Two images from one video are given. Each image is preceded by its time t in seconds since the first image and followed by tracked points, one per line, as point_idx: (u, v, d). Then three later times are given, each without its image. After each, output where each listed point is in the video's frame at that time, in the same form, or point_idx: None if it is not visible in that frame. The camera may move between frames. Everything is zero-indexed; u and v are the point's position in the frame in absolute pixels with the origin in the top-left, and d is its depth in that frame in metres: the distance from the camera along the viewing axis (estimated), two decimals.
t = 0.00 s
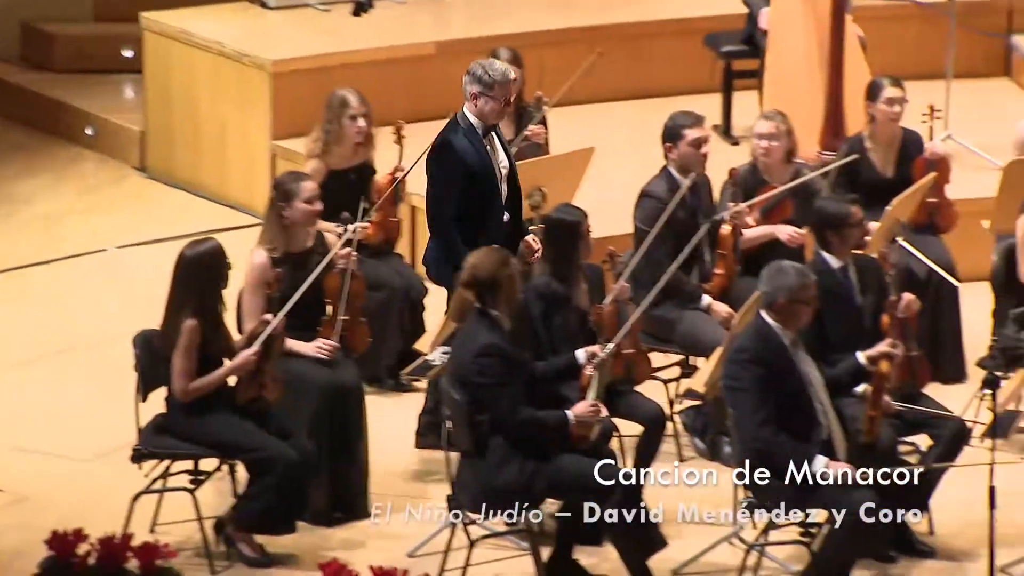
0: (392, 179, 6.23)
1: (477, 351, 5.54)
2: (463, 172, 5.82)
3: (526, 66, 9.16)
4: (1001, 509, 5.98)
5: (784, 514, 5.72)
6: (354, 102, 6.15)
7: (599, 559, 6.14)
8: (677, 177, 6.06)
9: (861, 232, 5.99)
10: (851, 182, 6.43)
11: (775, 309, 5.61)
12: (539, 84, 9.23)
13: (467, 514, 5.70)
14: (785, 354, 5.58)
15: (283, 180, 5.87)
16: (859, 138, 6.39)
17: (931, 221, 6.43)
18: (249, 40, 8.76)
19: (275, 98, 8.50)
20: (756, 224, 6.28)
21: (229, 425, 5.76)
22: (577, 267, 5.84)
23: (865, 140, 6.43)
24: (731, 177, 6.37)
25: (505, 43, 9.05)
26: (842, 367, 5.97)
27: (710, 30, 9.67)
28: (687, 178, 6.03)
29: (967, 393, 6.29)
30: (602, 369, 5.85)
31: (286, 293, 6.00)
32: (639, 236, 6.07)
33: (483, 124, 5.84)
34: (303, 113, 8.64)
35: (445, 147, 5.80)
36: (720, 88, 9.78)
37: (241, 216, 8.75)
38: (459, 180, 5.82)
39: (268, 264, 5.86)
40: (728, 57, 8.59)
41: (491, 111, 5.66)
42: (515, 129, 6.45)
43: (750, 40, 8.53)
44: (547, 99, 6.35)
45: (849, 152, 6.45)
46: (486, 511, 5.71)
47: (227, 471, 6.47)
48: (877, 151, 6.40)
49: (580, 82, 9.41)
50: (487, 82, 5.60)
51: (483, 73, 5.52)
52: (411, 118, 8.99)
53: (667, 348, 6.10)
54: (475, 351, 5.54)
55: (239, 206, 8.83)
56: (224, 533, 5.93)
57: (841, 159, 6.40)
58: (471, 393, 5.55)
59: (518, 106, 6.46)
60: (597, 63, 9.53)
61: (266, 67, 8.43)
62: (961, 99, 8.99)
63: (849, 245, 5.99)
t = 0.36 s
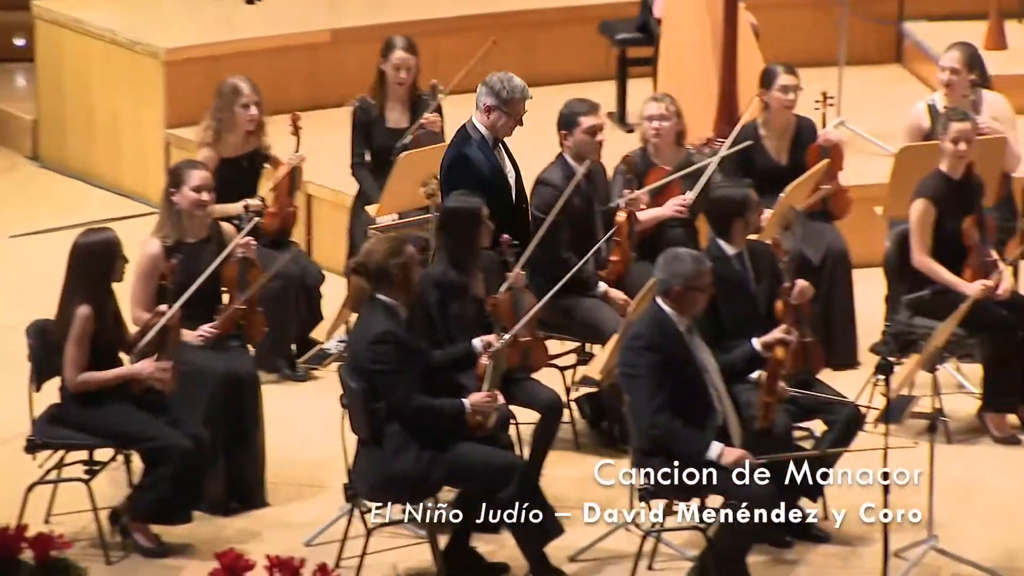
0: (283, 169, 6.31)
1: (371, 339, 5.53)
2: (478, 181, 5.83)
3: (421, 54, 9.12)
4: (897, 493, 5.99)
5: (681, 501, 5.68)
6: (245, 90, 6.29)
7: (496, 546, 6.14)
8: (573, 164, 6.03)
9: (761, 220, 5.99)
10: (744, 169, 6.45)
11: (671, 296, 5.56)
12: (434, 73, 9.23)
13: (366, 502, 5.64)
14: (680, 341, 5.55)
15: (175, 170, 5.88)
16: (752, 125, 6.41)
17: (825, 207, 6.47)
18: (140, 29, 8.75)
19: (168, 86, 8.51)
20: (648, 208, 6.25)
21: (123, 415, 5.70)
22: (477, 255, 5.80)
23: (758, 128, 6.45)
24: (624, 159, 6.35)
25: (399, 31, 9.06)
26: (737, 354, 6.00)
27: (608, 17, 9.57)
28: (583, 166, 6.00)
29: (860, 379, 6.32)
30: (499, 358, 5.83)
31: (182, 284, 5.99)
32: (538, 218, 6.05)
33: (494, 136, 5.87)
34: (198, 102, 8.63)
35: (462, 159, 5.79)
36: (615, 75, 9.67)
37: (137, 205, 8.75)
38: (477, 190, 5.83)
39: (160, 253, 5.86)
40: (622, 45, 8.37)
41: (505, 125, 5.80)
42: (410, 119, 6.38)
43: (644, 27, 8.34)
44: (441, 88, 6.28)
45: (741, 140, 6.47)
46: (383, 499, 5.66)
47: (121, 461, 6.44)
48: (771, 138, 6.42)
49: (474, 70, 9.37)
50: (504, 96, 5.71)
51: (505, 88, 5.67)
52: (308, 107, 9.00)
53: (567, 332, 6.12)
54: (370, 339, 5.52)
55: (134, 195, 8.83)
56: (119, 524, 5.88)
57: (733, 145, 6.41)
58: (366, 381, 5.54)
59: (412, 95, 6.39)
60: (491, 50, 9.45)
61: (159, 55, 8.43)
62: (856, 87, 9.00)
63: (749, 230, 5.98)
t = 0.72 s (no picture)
0: (172, 165, 6.40)
1: (266, 329, 5.51)
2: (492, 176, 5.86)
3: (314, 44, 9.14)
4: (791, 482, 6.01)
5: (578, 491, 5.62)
6: (137, 81, 6.41)
7: (393, 537, 6.15)
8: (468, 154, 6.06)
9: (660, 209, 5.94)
10: (639, 158, 6.43)
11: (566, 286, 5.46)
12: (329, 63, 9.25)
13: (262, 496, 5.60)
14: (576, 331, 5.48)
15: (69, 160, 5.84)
16: (647, 114, 6.41)
17: (720, 195, 6.48)
18: (32, 20, 8.74)
19: (62, 77, 8.50)
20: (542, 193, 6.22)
21: (18, 409, 5.62)
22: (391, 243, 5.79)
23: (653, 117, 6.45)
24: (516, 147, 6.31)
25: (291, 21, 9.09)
26: (631, 343, 5.97)
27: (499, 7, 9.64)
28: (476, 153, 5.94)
29: (754, 367, 6.34)
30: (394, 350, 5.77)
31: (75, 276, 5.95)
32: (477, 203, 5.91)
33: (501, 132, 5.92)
34: (91, 92, 8.62)
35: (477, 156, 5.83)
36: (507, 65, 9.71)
37: (30, 196, 8.71)
38: (496, 184, 5.87)
39: (52, 244, 5.83)
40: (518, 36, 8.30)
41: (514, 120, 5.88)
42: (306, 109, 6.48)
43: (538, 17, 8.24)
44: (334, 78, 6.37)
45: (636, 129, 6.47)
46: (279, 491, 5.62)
47: (15, 453, 6.41)
48: (665, 128, 6.43)
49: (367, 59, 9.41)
50: (511, 93, 5.79)
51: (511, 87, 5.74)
52: (203, 97, 9.01)
53: (467, 318, 6.12)
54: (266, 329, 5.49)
55: (27, 186, 8.79)
56: (13, 517, 5.81)
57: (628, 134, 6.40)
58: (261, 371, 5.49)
59: (307, 85, 6.48)
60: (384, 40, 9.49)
61: (52, 46, 8.43)
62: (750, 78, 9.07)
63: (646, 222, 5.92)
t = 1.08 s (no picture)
0: (75, 162, 6.36)
1: (160, 324, 5.27)
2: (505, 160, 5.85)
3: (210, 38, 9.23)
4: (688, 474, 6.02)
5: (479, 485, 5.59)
6: (42, 82, 6.36)
7: (290, 531, 6.12)
8: (362, 148, 6.07)
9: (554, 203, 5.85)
10: (535, 151, 6.45)
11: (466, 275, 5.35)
12: (223, 56, 9.27)
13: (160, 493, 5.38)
14: (475, 324, 5.39)
15: None
16: (543, 107, 6.41)
17: (615, 189, 6.53)
18: None
19: None
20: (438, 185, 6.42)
21: None
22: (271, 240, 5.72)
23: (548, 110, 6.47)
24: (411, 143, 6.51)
25: (187, 15, 9.14)
26: (528, 336, 5.92)
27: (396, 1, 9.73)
28: (370, 147, 6.04)
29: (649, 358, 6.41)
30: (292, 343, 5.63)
31: None
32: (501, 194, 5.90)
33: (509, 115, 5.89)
34: None
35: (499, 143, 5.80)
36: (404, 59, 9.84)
37: None
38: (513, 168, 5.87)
39: None
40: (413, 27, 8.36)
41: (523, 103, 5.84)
42: (201, 102, 6.56)
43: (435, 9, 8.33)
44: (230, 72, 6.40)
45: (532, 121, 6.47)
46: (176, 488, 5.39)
47: None
48: (561, 122, 6.44)
49: (264, 52, 9.51)
50: (517, 78, 5.77)
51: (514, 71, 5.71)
52: (97, 91, 9.05)
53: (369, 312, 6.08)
54: (160, 324, 5.26)
55: None
56: None
57: (524, 124, 6.42)
58: (158, 367, 5.27)
59: (203, 78, 6.57)
60: (281, 34, 9.59)
61: None
62: (647, 71, 9.18)
63: (540, 216, 5.83)
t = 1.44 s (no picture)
0: None
1: (46, 326, 4.92)
2: (508, 180, 5.91)
3: (96, 37, 9.41)
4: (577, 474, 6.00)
5: (368, 491, 5.47)
6: None
7: (180, 533, 5.89)
8: (244, 149, 6.12)
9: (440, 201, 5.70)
10: (422, 150, 6.79)
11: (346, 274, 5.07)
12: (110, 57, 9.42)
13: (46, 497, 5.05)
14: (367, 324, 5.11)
15: None
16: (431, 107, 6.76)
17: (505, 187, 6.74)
18: None
19: None
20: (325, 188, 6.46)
21: None
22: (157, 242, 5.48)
23: (436, 110, 6.78)
24: (298, 145, 6.55)
25: (76, 15, 9.28)
26: (418, 335, 5.68)
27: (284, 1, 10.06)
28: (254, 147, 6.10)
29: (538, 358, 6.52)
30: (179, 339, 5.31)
31: None
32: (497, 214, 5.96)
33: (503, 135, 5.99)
34: None
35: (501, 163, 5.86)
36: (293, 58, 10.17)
37: None
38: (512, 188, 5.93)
39: None
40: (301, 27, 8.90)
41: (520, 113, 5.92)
42: (88, 104, 6.85)
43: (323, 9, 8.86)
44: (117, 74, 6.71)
45: (421, 122, 6.80)
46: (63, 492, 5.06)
47: None
48: (449, 120, 6.78)
49: (150, 52, 9.69)
50: (508, 91, 5.86)
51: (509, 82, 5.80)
52: None
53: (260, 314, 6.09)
54: (44, 326, 4.91)
55: None
56: None
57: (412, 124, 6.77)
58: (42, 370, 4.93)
59: (87, 80, 6.85)
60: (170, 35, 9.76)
61: None
62: (534, 70, 9.37)
63: (427, 217, 5.66)
